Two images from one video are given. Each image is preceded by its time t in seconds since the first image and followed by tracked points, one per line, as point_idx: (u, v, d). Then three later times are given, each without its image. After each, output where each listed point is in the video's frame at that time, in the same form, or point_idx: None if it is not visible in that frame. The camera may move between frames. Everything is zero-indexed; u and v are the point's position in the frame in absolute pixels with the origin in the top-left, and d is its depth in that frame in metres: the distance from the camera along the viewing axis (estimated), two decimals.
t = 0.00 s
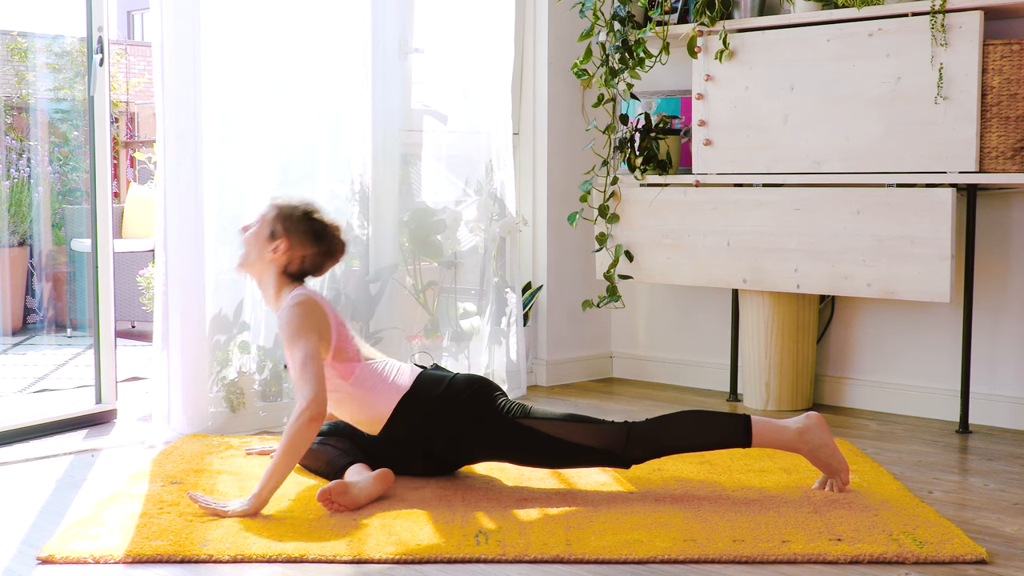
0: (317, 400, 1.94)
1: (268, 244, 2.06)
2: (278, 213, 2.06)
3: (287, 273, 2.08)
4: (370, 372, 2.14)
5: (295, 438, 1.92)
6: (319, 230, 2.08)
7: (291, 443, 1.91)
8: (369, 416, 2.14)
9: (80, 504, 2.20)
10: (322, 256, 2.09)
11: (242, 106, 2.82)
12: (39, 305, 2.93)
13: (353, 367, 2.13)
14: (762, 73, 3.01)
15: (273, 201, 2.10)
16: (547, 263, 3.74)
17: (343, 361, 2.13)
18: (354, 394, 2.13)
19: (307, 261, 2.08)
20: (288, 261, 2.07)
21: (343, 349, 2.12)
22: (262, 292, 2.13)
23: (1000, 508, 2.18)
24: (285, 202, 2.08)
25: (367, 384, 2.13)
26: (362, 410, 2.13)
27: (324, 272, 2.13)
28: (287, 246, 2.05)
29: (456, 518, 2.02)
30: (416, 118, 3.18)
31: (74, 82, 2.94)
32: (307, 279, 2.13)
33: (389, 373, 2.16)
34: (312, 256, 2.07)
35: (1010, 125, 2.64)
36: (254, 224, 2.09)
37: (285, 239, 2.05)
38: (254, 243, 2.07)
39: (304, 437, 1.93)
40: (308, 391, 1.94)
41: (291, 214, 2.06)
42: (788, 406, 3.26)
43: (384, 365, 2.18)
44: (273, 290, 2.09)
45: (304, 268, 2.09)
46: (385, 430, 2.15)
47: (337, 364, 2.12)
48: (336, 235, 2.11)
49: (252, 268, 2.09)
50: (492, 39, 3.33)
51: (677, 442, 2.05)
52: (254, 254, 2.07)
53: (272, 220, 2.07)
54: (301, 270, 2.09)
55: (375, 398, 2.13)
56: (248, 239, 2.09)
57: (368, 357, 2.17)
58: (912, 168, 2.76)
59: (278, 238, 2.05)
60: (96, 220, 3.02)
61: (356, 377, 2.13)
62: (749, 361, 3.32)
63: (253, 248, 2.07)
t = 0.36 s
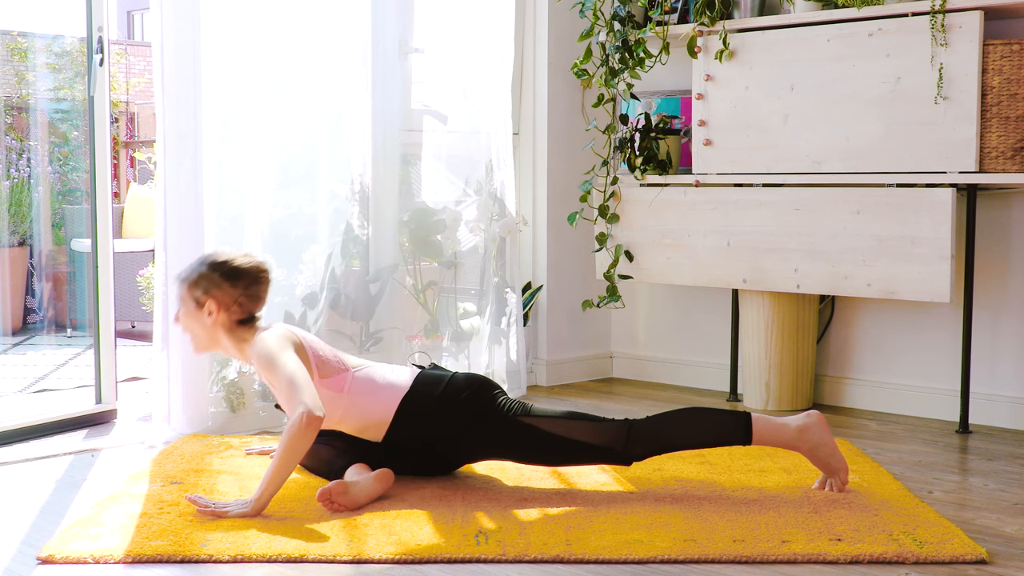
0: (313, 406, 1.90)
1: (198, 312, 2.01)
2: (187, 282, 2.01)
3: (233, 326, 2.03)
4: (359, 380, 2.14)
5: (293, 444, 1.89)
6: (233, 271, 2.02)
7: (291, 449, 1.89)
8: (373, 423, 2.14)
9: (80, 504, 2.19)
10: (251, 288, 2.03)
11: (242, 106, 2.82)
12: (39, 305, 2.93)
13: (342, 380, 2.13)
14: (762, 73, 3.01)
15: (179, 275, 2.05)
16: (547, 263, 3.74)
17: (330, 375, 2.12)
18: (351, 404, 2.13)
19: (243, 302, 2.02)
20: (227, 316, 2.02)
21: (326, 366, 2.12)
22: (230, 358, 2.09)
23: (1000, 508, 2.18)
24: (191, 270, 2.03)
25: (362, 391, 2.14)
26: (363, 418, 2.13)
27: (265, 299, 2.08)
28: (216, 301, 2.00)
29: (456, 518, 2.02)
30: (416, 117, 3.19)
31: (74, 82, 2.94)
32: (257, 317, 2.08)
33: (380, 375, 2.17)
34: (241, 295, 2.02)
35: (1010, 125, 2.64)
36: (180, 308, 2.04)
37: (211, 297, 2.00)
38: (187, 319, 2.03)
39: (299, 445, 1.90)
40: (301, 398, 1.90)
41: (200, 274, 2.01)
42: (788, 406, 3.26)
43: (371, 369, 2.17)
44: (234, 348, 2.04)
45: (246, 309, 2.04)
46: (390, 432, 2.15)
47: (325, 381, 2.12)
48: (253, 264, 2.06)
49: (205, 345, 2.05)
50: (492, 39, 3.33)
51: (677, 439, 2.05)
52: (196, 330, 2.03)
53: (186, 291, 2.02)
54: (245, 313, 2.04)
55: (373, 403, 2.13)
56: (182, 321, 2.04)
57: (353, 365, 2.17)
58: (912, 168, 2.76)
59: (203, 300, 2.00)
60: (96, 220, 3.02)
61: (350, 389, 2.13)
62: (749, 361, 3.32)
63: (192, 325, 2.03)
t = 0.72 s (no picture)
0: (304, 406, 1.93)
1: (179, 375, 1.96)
2: (152, 358, 1.95)
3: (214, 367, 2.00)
4: (356, 379, 2.17)
5: (286, 443, 1.89)
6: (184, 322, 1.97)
7: (283, 447, 1.89)
8: (376, 420, 2.14)
9: (80, 504, 2.19)
10: (209, 326, 1.99)
11: (242, 106, 2.82)
12: (39, 305, 2.93)
13: (338, 382, 2.16)
14: (762, 73, 3.01)
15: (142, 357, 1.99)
16: (547, 263, 3.74)
17: (326, 378, 2.16)
18: (352, 402, 2.15)
19: (211, 341, 1.98)
20: (206, 362, 1.98)
21: (319, 371, 2.15)
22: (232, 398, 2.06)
23: (1000, 508, 2.18)
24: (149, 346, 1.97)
25: (362, 389, 2.16)
26: (366, 415, 2.15)
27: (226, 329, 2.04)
28: (189, 354, 1.95)
29: (456, 518, 2.02)
30: (416, 117, 3.19)
31: (74, 82, 2.94)
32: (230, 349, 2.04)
33: (378, 373, 2.19)
34: (205, 337, 1.97)
35: (1010, 125, 2.64)
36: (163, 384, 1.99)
37: (183, 355, 1.95)
38: (177, 387, 1.98)
39: (291, 447, 1.90)
40: (292, 400, 1.93)
41: (159, 343, 1.95)
42: (788, 406, 3.26)
43: (368, 369, 2.19)
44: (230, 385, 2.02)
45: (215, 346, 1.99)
46: (393, 424, 2.15)
47: (324, 384, 2.15)
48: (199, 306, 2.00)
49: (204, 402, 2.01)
50: (492, 39, 3.33)
51: (677, 439, 2.05)
52: (191, 393, 1.99)
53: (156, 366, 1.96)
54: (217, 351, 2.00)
55: (373, 399, 2.15)
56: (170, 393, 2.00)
57: (349, 365, 2.20)
58: (912, 168, 2.76)
59: (178, 361, 1.95)
60: (96, 220, 3.02)
61: (349, 388, 2.16)
62: (749, 361, 3.32)
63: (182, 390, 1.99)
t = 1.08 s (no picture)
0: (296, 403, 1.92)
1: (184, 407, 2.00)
2: (151, 407, 1.97)
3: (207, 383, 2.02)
4: (357, 373, 2.16)
5: (281, 442, 1.89)
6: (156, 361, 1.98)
7: (278, 446, 1.89)
8: (377, 414, 2.13)
9: (80, 504, 2.19)
10: (182, 351, 2.01)
11: (242, 106, 2.82)
12: (39, 305, 2.93)
13: (339, 376, 2.14)
14: (762, 73, 3.01)
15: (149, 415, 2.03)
16: (547, 263, 3.74)
17: (327, 370, 2.14)
18: (353, 395, 2.14)
19: (192, 362, 2.01)
20: (199, 386, 2.01)
21: (319, 364, 2.14)
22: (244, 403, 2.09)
23: (1000, 508, 2.18)
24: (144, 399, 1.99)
25: (363, 383, 2.15)
26: (367, 409, 2.13)
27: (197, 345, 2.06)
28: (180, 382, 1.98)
29: (456, 518, 2.02)
30: (416, 117, 3.18)
31: (74, 82, 2.94)
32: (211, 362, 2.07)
33: (380, 370, 2.18)
34: (184, 363, 1.99)
35: (1010, 125, 2.64)
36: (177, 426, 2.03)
37: (175, 386, 1.98)
38: (191, 420, 2.02)
39: (285, 448, 1.90)
40: (284, 398, 1.92)
41: (150, 390, 1.97)
42: (788, 406, 3.26)
43: (369, 365, 2.19)
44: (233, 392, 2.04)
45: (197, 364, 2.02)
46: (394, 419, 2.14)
47: (325, 377, 2.13)
48: (162, 342, 2.01)
49: (219, 420, 2.05)
50: (492, 39, 3.33)
51: (677, 439, 2.05)
52: (206, 420, 2.03)
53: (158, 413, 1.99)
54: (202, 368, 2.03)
55: (375, 393, 2.14)
56: (187, 429, 2.04)
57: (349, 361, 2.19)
58: (912, 168, 2.76)
59: (175, 398, 1.98)
60: (96, 220, 3.02)
61: (351, 382, 2.15)
62: (749, 361, 3.32)
63: (196, 420, 2.03)
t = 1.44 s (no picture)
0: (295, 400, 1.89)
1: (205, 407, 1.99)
2: (178, 425, 1.98)
3: (211, 379, 2.00)
4: (363, 363, 2.14)
5: (279, 442, 1.89)
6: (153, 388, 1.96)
7: (277, 446, 1.89)
8: (378, 406, 2.13)
9: (79, 504, 2.19)
10: (172, 363, 1.98)
11: (242, 106, 2.82)
12: (39, 305, 2.93)
13: (344, 364, 2.13)
14: (762, 73, 3.01)
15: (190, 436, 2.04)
16: (547, 263, 3.74)
17: (333, 358, 2.12)
18: (356, 385, 2.12)
19: (187, 366, 1.98)
20: (206, 383, 1.99)
21: (325, 350, 2.12)
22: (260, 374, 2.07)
23: (1000, 508, 2.18)
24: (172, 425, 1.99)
25: (367, 374, 2.13)
26: (369, 401, 2.13)
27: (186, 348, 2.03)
28: (188, 388, 1.97)
29: (456, 518, 2.02)
30: (416, 117, 3.18)
31: (74, 82, 2.94)
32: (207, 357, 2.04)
33: (384, 362, 2.17)
34: (180, 372, 1.97)
35: (1010, 125, 2.64)
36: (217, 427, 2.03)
37: (185, 394, 1.97)
38: (224, 414, 2.02)
39: (285, 446, 1.90)
40: (281, 395, 1.89)
41: (168, 412, 1.96)
42: (788, 406, 3.26)
43: (374, 356, 2.17)
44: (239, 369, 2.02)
45: (193, 366, 1.99)
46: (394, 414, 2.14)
47: (330, 364, 2.11)
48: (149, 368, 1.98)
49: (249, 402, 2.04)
50: (492, 39, 3.33)
51: (677, 439, 2.05)
52: (233, 407, 2.02)
53: (189, 427, 2.00)
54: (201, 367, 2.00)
55: (378, 386, 2.13)
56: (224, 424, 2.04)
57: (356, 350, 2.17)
58: (912, 168, 2.76)
59: (192, 405, 1.98)
60: (96, 220, 3.02)
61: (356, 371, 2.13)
62: (749, 361, 3.32)
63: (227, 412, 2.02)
